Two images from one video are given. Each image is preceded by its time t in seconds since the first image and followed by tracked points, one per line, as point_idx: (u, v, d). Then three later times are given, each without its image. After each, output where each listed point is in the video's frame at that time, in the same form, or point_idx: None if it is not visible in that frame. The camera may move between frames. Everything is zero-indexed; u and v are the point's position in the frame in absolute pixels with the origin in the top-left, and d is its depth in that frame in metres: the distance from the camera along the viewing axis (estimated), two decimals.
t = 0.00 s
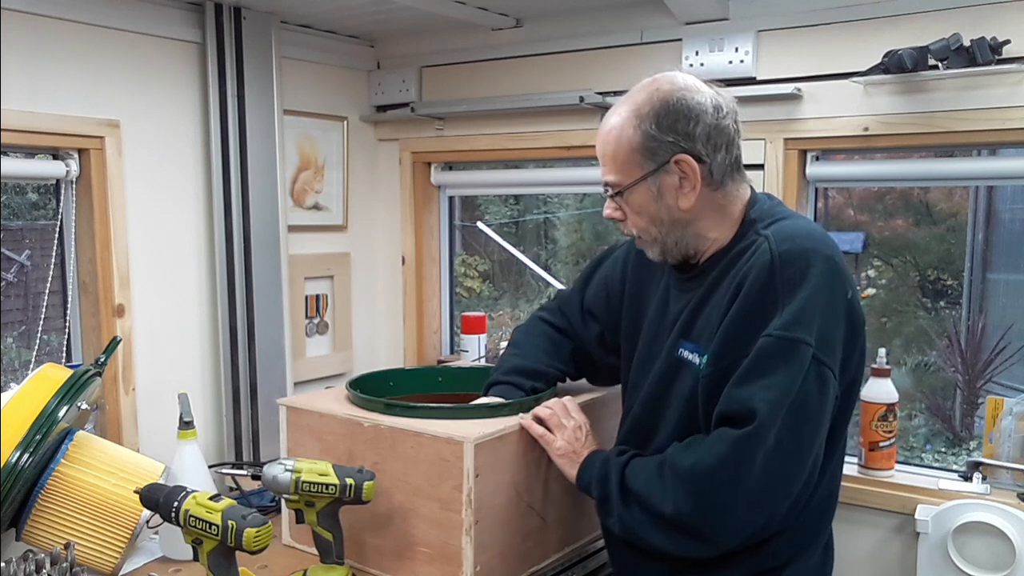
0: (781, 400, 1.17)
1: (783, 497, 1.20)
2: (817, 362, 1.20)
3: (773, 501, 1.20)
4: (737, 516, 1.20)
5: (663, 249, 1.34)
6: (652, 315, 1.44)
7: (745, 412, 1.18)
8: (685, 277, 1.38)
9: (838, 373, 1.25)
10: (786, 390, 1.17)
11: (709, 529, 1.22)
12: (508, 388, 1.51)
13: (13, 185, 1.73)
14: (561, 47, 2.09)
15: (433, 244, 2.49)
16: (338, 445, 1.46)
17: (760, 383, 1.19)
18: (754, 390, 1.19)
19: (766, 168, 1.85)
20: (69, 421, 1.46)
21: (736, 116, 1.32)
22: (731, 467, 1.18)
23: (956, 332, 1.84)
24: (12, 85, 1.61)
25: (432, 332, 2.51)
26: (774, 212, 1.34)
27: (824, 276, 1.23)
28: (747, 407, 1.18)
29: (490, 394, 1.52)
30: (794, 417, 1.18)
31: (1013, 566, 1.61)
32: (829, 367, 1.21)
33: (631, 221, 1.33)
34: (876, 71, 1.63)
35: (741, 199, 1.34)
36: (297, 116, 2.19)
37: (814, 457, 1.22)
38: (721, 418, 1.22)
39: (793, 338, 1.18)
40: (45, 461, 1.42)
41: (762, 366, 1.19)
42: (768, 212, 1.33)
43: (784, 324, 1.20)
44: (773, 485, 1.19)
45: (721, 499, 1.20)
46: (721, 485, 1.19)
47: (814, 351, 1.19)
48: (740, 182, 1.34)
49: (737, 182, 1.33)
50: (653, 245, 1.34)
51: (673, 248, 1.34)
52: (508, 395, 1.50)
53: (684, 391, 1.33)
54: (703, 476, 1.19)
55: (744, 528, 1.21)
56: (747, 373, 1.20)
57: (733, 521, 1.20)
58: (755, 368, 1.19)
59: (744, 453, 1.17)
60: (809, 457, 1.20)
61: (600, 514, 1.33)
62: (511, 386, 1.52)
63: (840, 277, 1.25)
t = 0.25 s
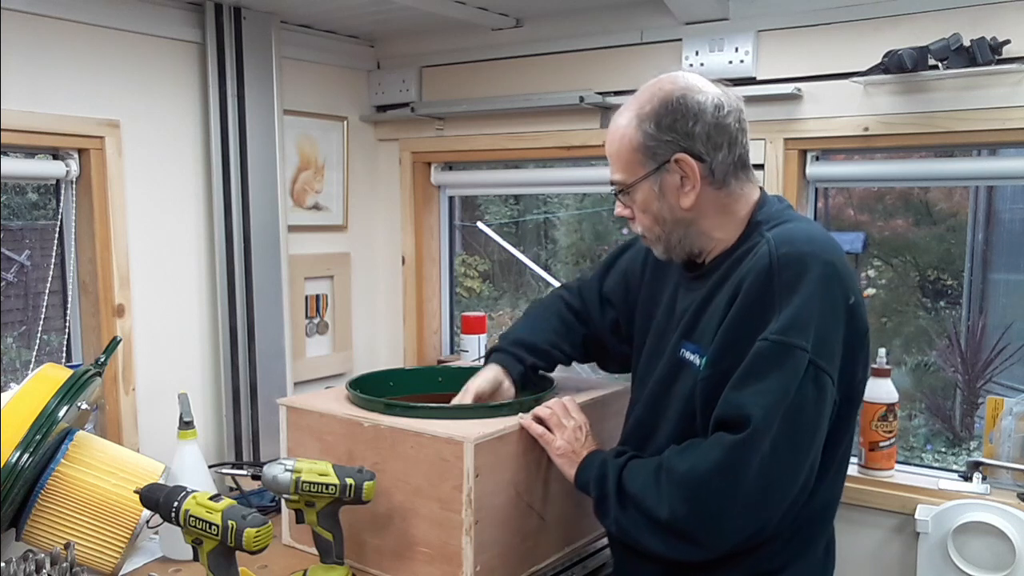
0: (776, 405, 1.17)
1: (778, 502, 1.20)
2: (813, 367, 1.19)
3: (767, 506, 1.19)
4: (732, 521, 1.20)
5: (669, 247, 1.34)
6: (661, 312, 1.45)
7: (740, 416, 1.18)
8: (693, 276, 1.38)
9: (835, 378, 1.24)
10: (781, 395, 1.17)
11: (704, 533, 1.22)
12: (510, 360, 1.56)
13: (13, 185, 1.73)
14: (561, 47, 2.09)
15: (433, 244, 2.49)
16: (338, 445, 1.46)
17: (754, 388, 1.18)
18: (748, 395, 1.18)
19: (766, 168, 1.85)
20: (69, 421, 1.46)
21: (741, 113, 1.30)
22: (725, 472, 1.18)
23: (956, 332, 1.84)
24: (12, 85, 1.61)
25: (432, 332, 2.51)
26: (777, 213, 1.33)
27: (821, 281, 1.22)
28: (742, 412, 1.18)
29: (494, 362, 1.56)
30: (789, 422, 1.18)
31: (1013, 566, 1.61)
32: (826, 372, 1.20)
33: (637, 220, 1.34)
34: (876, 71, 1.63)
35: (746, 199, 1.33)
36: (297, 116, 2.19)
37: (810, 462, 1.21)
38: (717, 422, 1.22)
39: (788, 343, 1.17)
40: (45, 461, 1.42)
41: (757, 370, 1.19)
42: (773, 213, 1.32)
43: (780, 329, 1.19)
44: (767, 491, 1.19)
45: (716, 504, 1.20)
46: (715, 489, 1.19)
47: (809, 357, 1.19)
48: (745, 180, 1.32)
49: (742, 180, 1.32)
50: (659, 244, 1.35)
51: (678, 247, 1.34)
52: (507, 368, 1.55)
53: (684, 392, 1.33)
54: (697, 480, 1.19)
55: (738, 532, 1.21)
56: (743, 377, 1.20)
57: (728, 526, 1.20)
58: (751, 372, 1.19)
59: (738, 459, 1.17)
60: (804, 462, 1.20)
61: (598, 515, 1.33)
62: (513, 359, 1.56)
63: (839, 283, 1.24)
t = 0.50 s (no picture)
0: (775, 409, 1.15)
1: (777, 506, 1.18)
2: (813, 371, 1.17)
3: (766, 510, 1.18)
4: (730, 525, 1.19)
5: (676, 246, 1.35)
6: (673, 312, 1.44)
7: (739, 419, 1.17)
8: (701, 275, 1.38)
9: (839, 382, 1.22)
10: (779, 399, 1.15)
11: (704, 536, 1.21)
12: (565, 326, 1.62)
13: (14, 185, 1.73)
14: (561, 47, 2.09)
15: (433, 244, 2.49)
16: (338, 445, 1.46)
17: (753, 391, 1.17)
18: (747, 398, 1.17)
19: (766, 168, 1.85)
20: (69, 421, 1.46)
21: (747, 114, 1.26)
22: (724, 475, 1.16)
23: (956, 332, 1.84)
24: (12, 85, 1.60)
25: (432, 332, 2.51)
26: (784, 216, 1.30)
27: (824, 283, 1.20)
28: (741, 415, 1.16)
29: (557, 321, 1.63)
30: (788, 425, 1.16)
31: (1013, 566, 1.61)
32: (828, 375, 1.18)
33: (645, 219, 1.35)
34: (876, 71, 1.63)
35: (753, 200, 1.31)
36: (297, 116, 2.19)
37: (812, 466, 1.20)
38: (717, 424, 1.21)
39: (787, 346, 1.16)
40: (44, 461, 1.42)
41: (756, 373, 1.17)
42: (781, 215, 1.30)
43: (781, 331, 1.17)
44: (766, 495, 1.17)
45: (715, 507, 1.18)
46: (715, 493, 1.17)
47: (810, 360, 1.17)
48: (752, 180, 1.29)
49: (749, 181, 1.29)
50: (667, 242, 1.35)
51: (685, 246, 1.34)
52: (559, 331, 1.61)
53: (687, 392, 1.33)
54: (696, 483, 1.18)
55: (738, 536, 1.20)
56: (742, 380, 1.18)
57: (726, 529, 1.19)
58: (749, 375, 1.17)
59: (737, 462, 1.15)
60: (805, 466, 1.18)
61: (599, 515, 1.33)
62: (569, 326, 1.62)
63: (843, 285, 1.21)
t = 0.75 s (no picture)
0: (773, 402, 1.14)
1: (777, 503, 1.16)
2: (814, 365, 1.15)
3: (766, 507, 1.16)
4: (729, 522, 1.17)
5: (689, 244, 1.32)
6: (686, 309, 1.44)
7: (737, 412, 1.16)
8: (710, 275, 1.36)
9: (842, 379, 1.20)
10: (778, 392, 1.14)
11: (704, 534, 1.19)
12: (588, 341, 1.60)
13: (14, 185, 1.72)
14: (561, 47, 2.09)
15: (433, 244, 2.49)
16: (338, 445, 1.46)
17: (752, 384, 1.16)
18: (746, 391, 1.16)
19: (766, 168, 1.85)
20: (69, 421, 1.46)
21: (760, 112, 1.25)
22: (722, 470, 1.15)
23: (956, 332, 1.84)
24: (12, 85, 1.60)
25: (432, 332, 2.51)
26: (791, 214, 1.29)
27: (825, 278, 1.18)
28: (739, 408, 1.15)
29: (579, 335, 1.61)
30: (787, 420, 1.15)
31: (1013, 566, 1.61)
32: (829, 371, 1.16)
33: (658, 217, 1.33)
34: (876, 71, 1.63)
35: (766, 198, 1.29)
36: (297, 116, 2.19)
37: (813, 463, 1.18)
38: (717, 420, 1.20)
39: (786, 339, 1.14)
40: (44, 461, 1.42)
41: (755, 366, 1.16)
42: (790, 213, 1.28)
43: (780, 325, 1.16)
44: (765, 491, 1.15)
45: (714, 503, 1.17)
46: (713, 488, 1.16)
47: (810, 354, 1.15)
48: (765, 178, 1.28)
49: (761, 179, 1.28)
50: (680, 240, 1.33)
51: (697, 244, 1.32)
52: (583, 347, 1.59)
53: (692, 389, 1.33)
54: (694, 479, 1.17)
55: (738, 533, 1.18)
56: (741, 374, 1.17)
57: (725, 526, 1.18)
58: (748, 368, 1.16)
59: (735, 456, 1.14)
60: (805, 463, 1.16)
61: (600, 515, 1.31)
62: (591, 341, 1.60)
63: (846, 281, 1.19)
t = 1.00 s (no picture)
0: (783, 400, 1.13)
1: (783, 502, 1.16)
2: (824, 364, 1.15)
3: (771, 505, 1.16)
4: (734, 520, 1.17)
5: (702, 243, 1.32)
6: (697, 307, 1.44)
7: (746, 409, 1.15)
8: (723, 274, 1.35)
9: (852, 378, 1.19)
10: (787, 390, 1.13)
11: (708, 531, 1.19)
12: (586, 340, 1.60)
13: (14, 185, 1.72)
14: (561, 47, 2.09)
15: (433, 244, 2.49)
16: (338, 445, 1.46)
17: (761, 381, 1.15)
18: (755, 388, 1.15)
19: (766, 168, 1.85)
20: (69, 421, 1.46)
21: (773, 111, 1.26)
22: (728, 467, 1.15)
23: (956, 332, 1.84)
24: (12, 86, 1.60)
25: (432, 332, 2.51)
26: (805, 213, 1.28)
27: (838, 278, 1.17)
28: (748, 405, 1.15)
29: (575, 334, 1.61)
30: (796, 418, 1.14)
31: (1013, 566, 1.61)
32: (839, 370, 1.16)
33: (671, 217, 1.32)
34: (876, 71, 1.63)
35: (780, 198, 1.29)
36: (297, 116, 2.19)
37: (820, 463, 1.17)
38: (726, 417, 1.20)
39: (797, 337, 1.14)
40: (44, 461, 1.42)
41: (765, 364, 1.15)
42: (803, 213, 1.28)
43: (791, 322, 1.16)
44: (771, 490, 1.15)
45: (719, 500, 1.17)
46: (719, 485, 1.16)
47: (820, 352, 1.14)
48: (778, 177, 1.28)
49: (775, 178, 1.27)
50: (693, 241, 1.32)
51: (710, 243, 1.31)
52: (581, 345, 1.59)
53: (700, 386, 1.32)
54: (701, 476, 1.17)
55: (743, 531, 1.18)
56: (751, 372, 1.17)
57: (730, 524, 1.17)
58: (758, 366, 1.16)
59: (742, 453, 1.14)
60: (813, 462, 1.16)
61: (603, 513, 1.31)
62: (589, 339, 1.60)
63: (859, 281, 1.19)
